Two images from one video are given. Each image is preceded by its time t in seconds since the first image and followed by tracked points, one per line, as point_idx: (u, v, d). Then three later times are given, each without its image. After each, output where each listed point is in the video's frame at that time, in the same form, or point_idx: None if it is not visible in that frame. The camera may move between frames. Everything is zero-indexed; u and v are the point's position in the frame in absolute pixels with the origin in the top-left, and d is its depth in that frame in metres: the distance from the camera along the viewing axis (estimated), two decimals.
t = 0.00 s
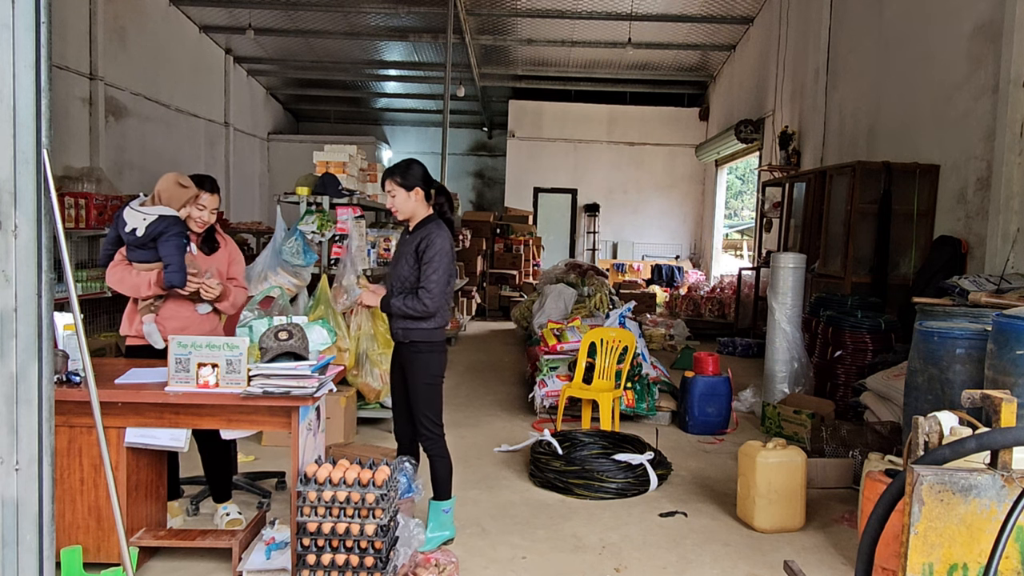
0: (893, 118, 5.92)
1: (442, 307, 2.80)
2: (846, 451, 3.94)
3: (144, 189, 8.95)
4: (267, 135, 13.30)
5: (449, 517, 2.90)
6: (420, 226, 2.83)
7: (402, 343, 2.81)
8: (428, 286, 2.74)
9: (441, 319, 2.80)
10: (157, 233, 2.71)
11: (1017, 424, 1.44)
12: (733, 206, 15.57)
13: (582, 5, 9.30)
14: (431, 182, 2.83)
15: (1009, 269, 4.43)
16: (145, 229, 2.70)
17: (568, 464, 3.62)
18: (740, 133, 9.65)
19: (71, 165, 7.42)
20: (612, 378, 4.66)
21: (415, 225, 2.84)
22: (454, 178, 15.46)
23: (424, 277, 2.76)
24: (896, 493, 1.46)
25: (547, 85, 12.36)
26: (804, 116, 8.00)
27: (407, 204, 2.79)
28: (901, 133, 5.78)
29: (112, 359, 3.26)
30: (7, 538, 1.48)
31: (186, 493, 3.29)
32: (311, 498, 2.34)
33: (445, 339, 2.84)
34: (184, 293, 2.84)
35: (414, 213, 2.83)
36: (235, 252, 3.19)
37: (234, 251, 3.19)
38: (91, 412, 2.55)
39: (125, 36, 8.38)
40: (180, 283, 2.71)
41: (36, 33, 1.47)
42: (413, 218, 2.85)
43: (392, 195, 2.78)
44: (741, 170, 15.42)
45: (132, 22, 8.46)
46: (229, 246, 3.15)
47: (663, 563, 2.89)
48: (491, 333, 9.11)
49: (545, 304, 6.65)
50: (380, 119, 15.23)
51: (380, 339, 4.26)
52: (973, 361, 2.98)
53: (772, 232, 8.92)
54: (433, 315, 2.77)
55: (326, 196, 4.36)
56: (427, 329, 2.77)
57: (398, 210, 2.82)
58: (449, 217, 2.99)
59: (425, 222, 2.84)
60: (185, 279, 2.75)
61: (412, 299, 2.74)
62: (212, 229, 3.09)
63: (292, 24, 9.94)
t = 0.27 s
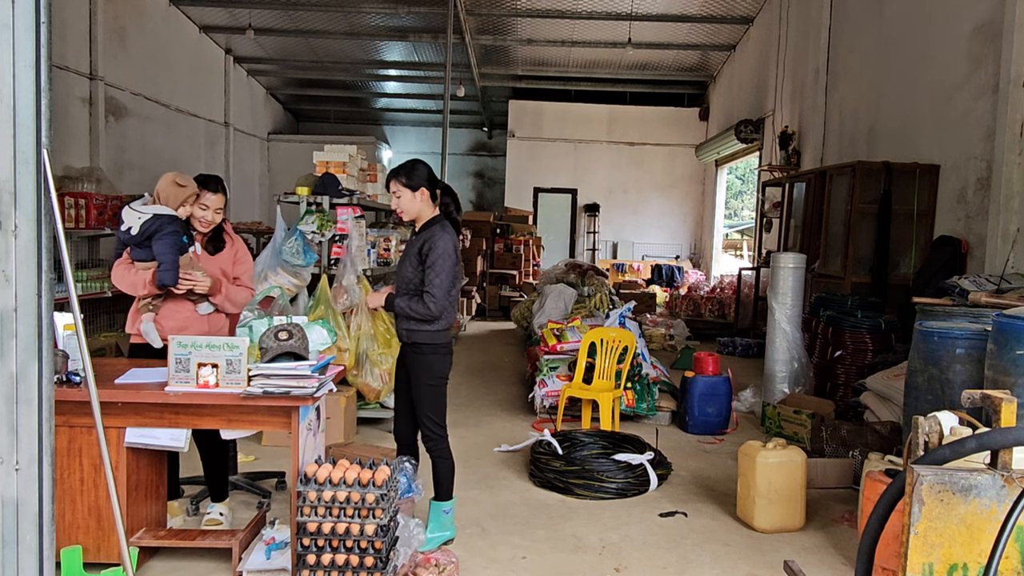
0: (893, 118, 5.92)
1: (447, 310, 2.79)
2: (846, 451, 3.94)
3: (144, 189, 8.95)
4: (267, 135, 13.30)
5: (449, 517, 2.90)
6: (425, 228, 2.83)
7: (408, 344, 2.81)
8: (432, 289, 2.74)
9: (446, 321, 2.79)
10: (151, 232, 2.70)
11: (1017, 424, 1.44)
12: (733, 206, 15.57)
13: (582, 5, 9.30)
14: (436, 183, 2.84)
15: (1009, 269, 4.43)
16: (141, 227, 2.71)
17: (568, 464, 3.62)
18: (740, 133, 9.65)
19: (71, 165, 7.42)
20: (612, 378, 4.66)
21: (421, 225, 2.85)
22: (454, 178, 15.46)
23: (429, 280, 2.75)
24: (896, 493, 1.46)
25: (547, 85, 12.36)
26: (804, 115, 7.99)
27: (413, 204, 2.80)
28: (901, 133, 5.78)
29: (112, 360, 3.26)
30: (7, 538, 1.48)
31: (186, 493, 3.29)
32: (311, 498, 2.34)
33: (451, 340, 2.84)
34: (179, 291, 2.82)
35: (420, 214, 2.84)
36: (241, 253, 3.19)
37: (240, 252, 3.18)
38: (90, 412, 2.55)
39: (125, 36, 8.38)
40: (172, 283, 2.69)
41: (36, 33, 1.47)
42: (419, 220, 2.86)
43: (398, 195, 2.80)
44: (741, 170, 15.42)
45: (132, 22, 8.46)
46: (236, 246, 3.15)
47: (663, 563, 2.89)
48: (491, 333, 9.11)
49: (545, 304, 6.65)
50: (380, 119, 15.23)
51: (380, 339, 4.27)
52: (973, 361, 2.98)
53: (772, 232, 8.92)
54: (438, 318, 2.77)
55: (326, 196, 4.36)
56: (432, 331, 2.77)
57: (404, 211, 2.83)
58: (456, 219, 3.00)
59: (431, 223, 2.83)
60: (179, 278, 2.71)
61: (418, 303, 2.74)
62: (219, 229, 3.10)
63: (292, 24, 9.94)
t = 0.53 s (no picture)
0: (893, 118, 5.92)
1: (447, 310, 2.80)
2: (846, 451, 3.93)
3: (144, 189, 8.95)
4: (267, 135, 13.30)
5: (449, 517, 2.90)
6: (423, 232, 2.84)
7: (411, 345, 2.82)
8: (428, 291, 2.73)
9: (448, 322, 2.81)
10: (153, 230, 2.72)
11: (1017, 424, 1.44)
12: (733, 206, 15.57)
13: (582, 5, 9.30)
14: (434, 185, 2.84)
15: (1009, 269, 4.43)
16: (143, 225, 2.72)
17: (568, 464, 3.62)
18: (740, 133, 9.66)
19: (71, 165, 7.42)
20: (612, 378, 4.66)
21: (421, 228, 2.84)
22: (454, 178, 15.46)
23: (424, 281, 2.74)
24: (896, 492, 1.46)
25: (547, 85, 12.36)
26: (804, 115, 8.00)
27: (411, 207, 2.79)
28: (901, 132, 5.78)
29: (113, 360, 3.27)
30: (7, 538, 1.48)
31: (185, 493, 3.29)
32: (311, 498, 2.34)
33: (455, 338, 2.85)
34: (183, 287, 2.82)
35: (419, 217, 2.84)
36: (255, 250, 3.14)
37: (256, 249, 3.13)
38: (91, 412, 2.55)
39: (125, 36, 8.38)
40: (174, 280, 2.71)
41: (36, 33, 1.47)
42: (418, 222, 2.86)
43: (396, 198, 2.79)
44: (741, 170, 15.42)
45: (132, 22, 8.46)
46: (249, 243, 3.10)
47: (663, 563, 2.89)
48: (491, 333, 9.11)
49: (545, 304, 6.65)
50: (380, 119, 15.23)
51: (380, 339, 4.32)
52: (973, 361, 2.98)
53: (772, 232, 8.92)
54: (439, 319, 2.78)
55: (326, 196, 4.36)
56: (435, 333, 2.78)
57: (403, 214, 2.82)
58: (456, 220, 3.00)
59: (430, 227, 2.83)
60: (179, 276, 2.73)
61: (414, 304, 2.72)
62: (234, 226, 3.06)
63: (292, 25, 9.94)
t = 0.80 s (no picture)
0: (893, 118, 5.92)
1: (435, 308, 2.80)
2: (846, 451, 3.93)
3: (144, 189, 8.94)
4: (267, 135, 13.30)
5: (449, 517, 2.90)
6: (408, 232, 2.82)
7: (403, 346, 2.81)
8: (411, 290, 2.70)
9: (438, 321, 2.81)
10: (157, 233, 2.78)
11: (1017, 424, 1.44)
12: (733, 206, 15.57)
13: (582, 5, 9.30)
14: (418, 184, 2.83)
15: (1009, 269, 4.43)
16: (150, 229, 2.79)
17: (568, 464, 3.62)
18: (740, 133, 9.65)
19: (71, 165, 7.42)
20: (612, 378, 4.66)
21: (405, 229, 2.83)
22: (454, 178, 15.46)
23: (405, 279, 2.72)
24: (896, 492, 1.46)
25: (547, 84, 12.37)
26: (804, 115, 8.00)
27: (396, 208, 2.77)
28: (901, 133, 5.78)
29: (113, 360, 3.26)
30: (7, 538, 1.48)
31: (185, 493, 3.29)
32: (311, 498, 2.34)
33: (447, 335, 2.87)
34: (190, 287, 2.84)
35: (404, 217, 2.82)
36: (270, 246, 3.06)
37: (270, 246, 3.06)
38: (91, 412, 2.55)
39: (125, 36, 8.38)
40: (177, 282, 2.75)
41: (36, 33, 1.47)
42: (402, 223, 2.84)
43: (381, 199, 2.77)
44: (741, 170, 15.42)
45: (132, 22, 8.46)
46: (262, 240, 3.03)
47: (663, 563, 2.89)
48: (491, 333, 9.11)
49: (545, 304, 6.65)
50: (380, 119, 15.23)
51: (380, 339, 4.31)
52: (973, 361, 2.98)
53: (772, 232, 8.92)
54: (428, 318, 2.78)
55: (326, 196, 4.37)
56: (427, 333, 2.78)
57: (387, 214, 2.81)
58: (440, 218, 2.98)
59: (415, 227, 2.82)
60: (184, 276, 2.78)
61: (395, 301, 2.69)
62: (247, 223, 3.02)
63: (292, 25, 9.94)
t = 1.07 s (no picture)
0: (893, 118, 5.92)
1: (411, 305, 2.81)
2: (846, 451, 3.93)
3: (144, 189, 8.94)
4: (267, 135, 13.30)
5: (447, 515, 2.91)
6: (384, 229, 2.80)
7: (384, 345, 2.82)
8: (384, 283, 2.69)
9: (417, 317, 2.81)
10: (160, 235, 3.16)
11: (1017, 424, 1.44)
12: (733, 206, 15.57)
13: (582, 5, 9.30)
14: (397, 181, 2.81)
15: (1009, 269, 4.44)
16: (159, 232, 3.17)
17: (568, 464, 3.62)
18: (740, 133, 9.65)
19: (71, 165, 7.42)
20: (612, 378, 4.66)
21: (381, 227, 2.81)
22: (454, 178, 15.46)
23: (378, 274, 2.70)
24: (896, 492, 1.46)
25: (547, 84, 12.37)
26: (804, 115, 7.99)
27: (374, 206, 2.76)
28: (901, 132, 5.78)
29: (113, 359, 3.27)
30: (7, 539, 1.48)
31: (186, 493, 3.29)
32: (311, 498, 2.34)
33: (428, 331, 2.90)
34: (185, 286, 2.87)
35: (381, 215, 2.80)
36: (265, 244, 2.87)
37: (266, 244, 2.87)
38: (91, 412, 2.55)
39: (125, 36, 8.38)
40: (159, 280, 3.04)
41: (36, 33, 1.47)
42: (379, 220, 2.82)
43: (359, 197, 2.75)
44: (741, 170, 15.42)
45: (132, 22, 8.46)
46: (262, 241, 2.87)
47: (663, 563, 2.89)
48: (491, 333, 9.11)
49: (545, 304, 6.65)
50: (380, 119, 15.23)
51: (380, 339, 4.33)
52: (973, 361, 2.98)
53: (772, 232, 8.92)
54: (401, 316, 2.78)
55: (326, 196, 4.38)
56: (399, 330, 2.78)
57: (365, 212, 2.79)
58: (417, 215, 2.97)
59: (391, 225, 2.80)
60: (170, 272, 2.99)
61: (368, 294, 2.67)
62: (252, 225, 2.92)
63: (292, 24, 9.94)
